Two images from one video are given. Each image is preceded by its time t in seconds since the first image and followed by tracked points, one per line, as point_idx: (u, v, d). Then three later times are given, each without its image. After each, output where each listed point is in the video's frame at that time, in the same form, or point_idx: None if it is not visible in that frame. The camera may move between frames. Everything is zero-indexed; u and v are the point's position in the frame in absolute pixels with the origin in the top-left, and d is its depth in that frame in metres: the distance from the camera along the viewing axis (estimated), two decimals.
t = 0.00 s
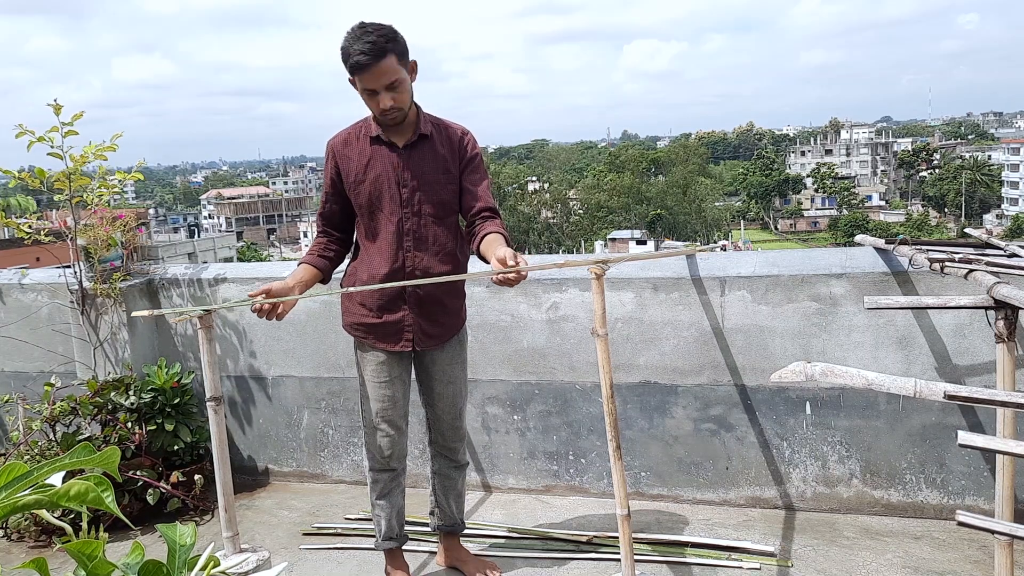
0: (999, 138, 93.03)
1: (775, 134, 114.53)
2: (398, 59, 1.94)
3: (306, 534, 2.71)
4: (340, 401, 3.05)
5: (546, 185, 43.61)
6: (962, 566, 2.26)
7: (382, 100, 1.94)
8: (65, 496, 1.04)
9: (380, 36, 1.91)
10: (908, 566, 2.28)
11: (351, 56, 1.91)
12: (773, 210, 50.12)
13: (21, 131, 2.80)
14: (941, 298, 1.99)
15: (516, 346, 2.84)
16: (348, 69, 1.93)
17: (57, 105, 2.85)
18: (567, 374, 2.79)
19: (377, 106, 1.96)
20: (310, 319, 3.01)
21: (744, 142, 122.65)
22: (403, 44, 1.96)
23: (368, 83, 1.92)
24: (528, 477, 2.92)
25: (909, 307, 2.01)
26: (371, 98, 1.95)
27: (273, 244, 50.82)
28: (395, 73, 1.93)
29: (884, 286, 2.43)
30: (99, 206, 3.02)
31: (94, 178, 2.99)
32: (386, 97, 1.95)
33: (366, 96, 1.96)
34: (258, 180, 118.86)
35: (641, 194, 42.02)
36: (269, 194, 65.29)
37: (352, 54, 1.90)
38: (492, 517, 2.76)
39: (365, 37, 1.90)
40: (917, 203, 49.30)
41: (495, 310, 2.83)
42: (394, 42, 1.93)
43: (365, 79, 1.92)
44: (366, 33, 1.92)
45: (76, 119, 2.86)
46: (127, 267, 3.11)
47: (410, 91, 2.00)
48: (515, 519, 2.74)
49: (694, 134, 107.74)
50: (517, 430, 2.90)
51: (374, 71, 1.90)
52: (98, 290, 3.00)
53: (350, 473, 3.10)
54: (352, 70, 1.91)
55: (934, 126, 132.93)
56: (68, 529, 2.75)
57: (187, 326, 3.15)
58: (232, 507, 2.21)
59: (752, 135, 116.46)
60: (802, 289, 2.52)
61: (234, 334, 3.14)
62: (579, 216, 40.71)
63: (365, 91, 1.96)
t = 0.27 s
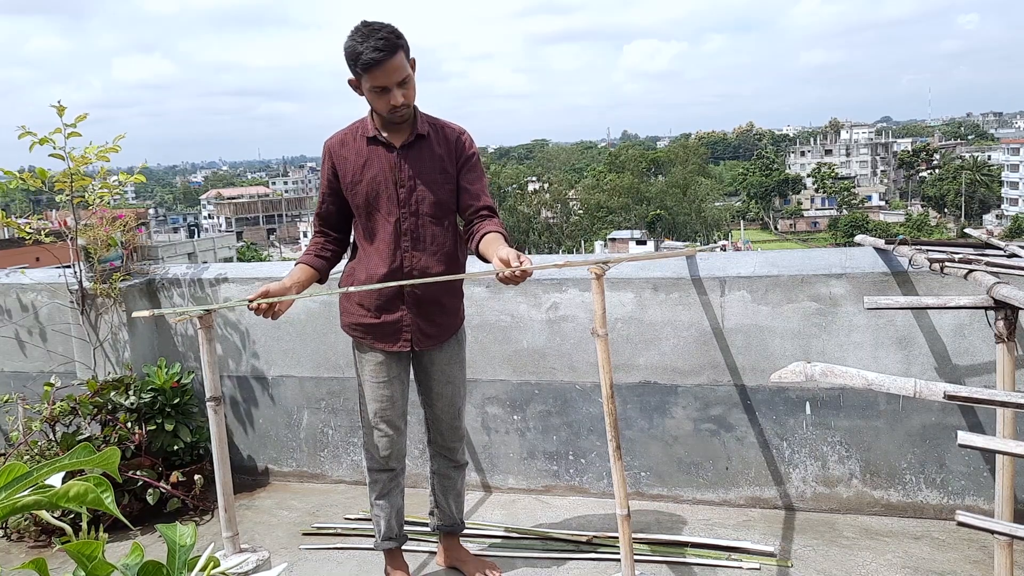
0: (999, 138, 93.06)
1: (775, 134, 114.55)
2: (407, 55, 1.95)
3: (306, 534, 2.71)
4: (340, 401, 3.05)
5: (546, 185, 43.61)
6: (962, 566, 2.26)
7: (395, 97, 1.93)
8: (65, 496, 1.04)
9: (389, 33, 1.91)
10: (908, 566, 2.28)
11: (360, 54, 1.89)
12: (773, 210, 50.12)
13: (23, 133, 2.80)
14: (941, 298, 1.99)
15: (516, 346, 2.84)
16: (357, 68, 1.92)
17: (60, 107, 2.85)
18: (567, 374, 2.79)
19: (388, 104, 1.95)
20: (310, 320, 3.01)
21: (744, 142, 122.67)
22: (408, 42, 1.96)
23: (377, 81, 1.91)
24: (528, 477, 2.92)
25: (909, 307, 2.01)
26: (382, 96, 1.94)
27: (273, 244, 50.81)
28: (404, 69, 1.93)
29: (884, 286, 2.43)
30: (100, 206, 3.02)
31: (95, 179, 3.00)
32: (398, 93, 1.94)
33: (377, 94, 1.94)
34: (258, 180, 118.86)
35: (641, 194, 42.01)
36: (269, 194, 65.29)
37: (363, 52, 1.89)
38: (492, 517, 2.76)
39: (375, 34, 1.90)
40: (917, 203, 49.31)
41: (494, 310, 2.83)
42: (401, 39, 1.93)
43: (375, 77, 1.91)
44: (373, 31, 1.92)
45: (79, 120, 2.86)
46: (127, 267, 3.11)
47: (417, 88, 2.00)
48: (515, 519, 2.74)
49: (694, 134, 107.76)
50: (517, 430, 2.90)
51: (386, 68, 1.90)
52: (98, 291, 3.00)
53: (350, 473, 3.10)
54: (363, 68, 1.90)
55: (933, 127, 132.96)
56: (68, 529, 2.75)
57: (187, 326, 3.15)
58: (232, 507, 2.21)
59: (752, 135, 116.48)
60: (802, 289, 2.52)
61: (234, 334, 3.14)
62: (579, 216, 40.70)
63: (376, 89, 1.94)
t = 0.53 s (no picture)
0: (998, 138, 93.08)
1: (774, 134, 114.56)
2: (399, 60, 1.94)
3: (305, 534, 2.71)
4: (340, 401, 3.05)
5: (546, 185, 43.61)
6: (962, 566, 2.26)
7: (383, 101, 1.94)
8: (64, 497, 1.04)
9: (381, 37, 1.90)
10: (908, 566, 2.28)
11: (350, 55, 1.90)
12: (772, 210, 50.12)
13: (22, 133, 2.80)
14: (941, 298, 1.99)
15: (516, 346, 2.84)
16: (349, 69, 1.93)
17: (60, 107, 2.85)
18: (567, 374, 2.79)
19: (377, 107, 1.96)
20: (310, 320, 3.01)
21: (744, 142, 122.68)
22: (403, 45, 1.95)
23: (365, 83, 1.92)
24: (528, 477, 2.92)
25: (909, 307, 2.00)
26: (371, 99, 1.95)
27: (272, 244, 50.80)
28: (394, 74, 1.93)
29: (884, 286, 2.43)
30: (100, 206, 3.02)
31: (95, 178, 2.99)
32: (386, 98, 1.95)
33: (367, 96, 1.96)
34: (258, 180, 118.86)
35: (641, 194, 42.01)
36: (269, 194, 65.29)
37: (353, 55, 1.90)
38: (492, 517, 2.76)
39: (366, 38, 1.89)
40: (917, 202, 49.31)
41: (494, 310, 2.83)
42: (394, 43, 1.92)
43: (364, 80, 1.92)
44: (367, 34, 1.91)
45: (78, 120, 2.86)
46: (127, 267, 3.11)
47: (408, 92, 2.00)
48: (514, 519, 2.74)
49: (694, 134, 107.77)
50: (517, 430, 2.90)
51: (374, 72, 1.90)
52: (98, 290, 3.00)
53: (350, 473, 3.10)
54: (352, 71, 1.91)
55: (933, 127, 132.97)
56: (67, 529, 2.75)
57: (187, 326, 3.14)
58: (232, 507, 2.21)
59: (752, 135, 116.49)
60: (802, 289, 2.52)
61: (234, 334, 3.14)
62: (579, 216, 40.70)
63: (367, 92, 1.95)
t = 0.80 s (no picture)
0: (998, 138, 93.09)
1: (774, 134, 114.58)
2: (384, 66, 1.94)
3: (305, 534, 2.71)
4: (340, 401, 3.05)
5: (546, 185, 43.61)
6: (962, 566, 2.26)
7: (363, 105, 1.96)
8: (64, 497, 1.04)
9: (366, 44, 1.91)
10: (908, 566, 2.28)
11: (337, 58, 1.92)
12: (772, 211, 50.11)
13: (21, 133, 2.81)
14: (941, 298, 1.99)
15: (516, 346, 2.84)
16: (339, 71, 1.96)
17: (59, 107, 2.85)
18: (567, 374, 2.79)
19: (360, 110, 1.98)
20: (310, 320, 3.01)
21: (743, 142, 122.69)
22: (393, 52, 1.95)
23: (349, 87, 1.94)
24: (528, 477, 2.92)
25: (908, 307, 2.01)
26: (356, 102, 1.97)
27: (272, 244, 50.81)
28: (377, 82, 1.94)
29: (884, 286, 2.43)
30: (100, 206, 3.02)
31: (94, 179, 2.99)
32: (366, 103, 1.96)
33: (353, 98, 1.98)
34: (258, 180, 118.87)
35: (641, 194, 42.01)
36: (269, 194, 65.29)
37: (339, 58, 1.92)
38: (492, 517, 2.76)
39: (353, 42, 1.91)
40: (917, 203, 49.32)
41: (494, 310, 2.83)
42: (382, 50, 1.92)
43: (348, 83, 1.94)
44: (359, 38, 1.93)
45: (78, 120, 2.86)
46: (126, 267, 3.11)
47: (396, 98, 2.00)
48: (514, 519, 2.74)
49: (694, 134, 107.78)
50: (517, 430, 2.90)
51: (356, 77, 1.92)
52: (98, 291, 3.00)
53: (349, 473, 3.10)
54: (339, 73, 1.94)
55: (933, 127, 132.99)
56: (67, 529, 2.75)
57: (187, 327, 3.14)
58: (232, 507, 2.21)
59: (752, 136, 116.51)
60: (802, 289, 2.52)
61: (234, 334, 3.14)
62: (579, 216, 40.70)
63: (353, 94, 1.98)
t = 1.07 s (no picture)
0: (998, 138, 93.10)
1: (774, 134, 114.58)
2: (414, 66, 1.94)
3: (305, 534, 2.71)
4: (340, 401, 3.05)
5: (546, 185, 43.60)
6: (962, 566, 2.26)
7: (388, 106, 1.94)
8: (64, 497, 1.04)
9: (399, 45, 1.90)
10: (907, 566, 2.28)
11: (370, 61, 1.88)
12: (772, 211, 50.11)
13: (22, 131, 2.79)
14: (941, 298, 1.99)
15: (516, 346, 2.84)
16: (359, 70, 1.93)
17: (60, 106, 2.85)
18: (566, 374, 2.79)
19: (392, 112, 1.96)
20: (310, 319, 3.01)
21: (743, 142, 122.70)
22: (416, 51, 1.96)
23: (383, 90, 1.91)
24: (528, 477, 2.92)
25: (908, 307, 2.00)
26: (378, 102, 1.95)
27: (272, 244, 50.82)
28: (411, 81, 1.94)
29: (884, 286, 2.43)
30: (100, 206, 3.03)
31: (94, 178, 2.99)
32: (400, 104, 1.95)
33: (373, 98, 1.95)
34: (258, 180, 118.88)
35: (641, 194, 42.00)
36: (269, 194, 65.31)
37: (363, 58, 1.90)
38: (492, 517, 2.76)
39: (381, 43, 1.89)
40: (917, 203, 49.28)
41: (494, 310, 2.83)
42: (410, 49, 1.93)
43: (382, 86, 1.91)
44: (382, 38, 1.91)
45: (79, 120, 2.85)
46: (126, 267, 3.10)
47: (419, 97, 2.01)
48: (514, 519, 2.74)
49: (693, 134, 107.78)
50: (517, 430, 2.90)
51: (395, 79, 1.90)
52: (98, 291, 3.00)
53: (349, 473, 3.10)
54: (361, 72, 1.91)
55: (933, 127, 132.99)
56: (67, 529, 2.75)
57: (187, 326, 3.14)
58: (232, 507, 2.21)
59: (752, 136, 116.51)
60: (802, 289, 2.52)
61: (233, 334, 3.14)
62: (579, 216, 40.69)
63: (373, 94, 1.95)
